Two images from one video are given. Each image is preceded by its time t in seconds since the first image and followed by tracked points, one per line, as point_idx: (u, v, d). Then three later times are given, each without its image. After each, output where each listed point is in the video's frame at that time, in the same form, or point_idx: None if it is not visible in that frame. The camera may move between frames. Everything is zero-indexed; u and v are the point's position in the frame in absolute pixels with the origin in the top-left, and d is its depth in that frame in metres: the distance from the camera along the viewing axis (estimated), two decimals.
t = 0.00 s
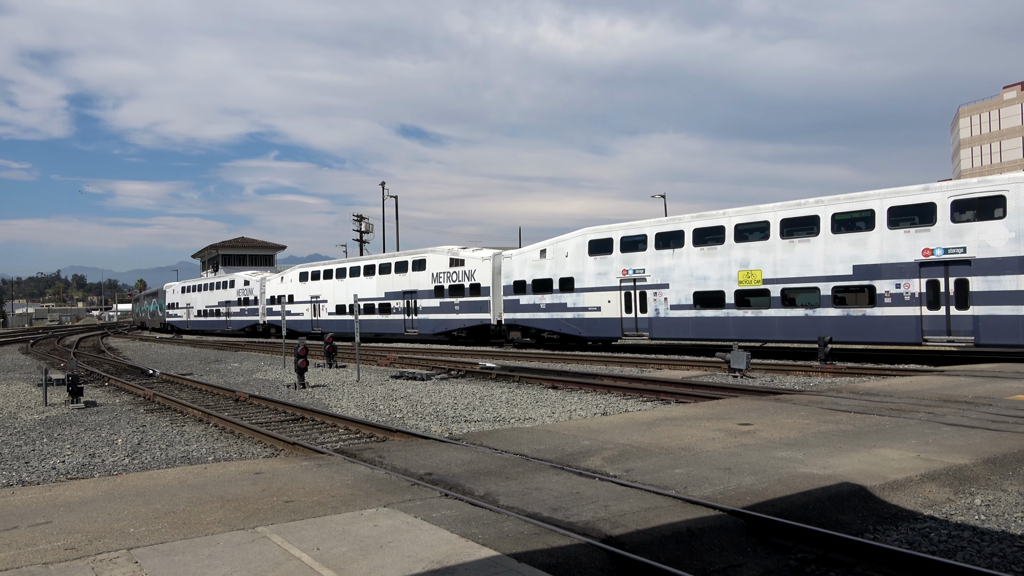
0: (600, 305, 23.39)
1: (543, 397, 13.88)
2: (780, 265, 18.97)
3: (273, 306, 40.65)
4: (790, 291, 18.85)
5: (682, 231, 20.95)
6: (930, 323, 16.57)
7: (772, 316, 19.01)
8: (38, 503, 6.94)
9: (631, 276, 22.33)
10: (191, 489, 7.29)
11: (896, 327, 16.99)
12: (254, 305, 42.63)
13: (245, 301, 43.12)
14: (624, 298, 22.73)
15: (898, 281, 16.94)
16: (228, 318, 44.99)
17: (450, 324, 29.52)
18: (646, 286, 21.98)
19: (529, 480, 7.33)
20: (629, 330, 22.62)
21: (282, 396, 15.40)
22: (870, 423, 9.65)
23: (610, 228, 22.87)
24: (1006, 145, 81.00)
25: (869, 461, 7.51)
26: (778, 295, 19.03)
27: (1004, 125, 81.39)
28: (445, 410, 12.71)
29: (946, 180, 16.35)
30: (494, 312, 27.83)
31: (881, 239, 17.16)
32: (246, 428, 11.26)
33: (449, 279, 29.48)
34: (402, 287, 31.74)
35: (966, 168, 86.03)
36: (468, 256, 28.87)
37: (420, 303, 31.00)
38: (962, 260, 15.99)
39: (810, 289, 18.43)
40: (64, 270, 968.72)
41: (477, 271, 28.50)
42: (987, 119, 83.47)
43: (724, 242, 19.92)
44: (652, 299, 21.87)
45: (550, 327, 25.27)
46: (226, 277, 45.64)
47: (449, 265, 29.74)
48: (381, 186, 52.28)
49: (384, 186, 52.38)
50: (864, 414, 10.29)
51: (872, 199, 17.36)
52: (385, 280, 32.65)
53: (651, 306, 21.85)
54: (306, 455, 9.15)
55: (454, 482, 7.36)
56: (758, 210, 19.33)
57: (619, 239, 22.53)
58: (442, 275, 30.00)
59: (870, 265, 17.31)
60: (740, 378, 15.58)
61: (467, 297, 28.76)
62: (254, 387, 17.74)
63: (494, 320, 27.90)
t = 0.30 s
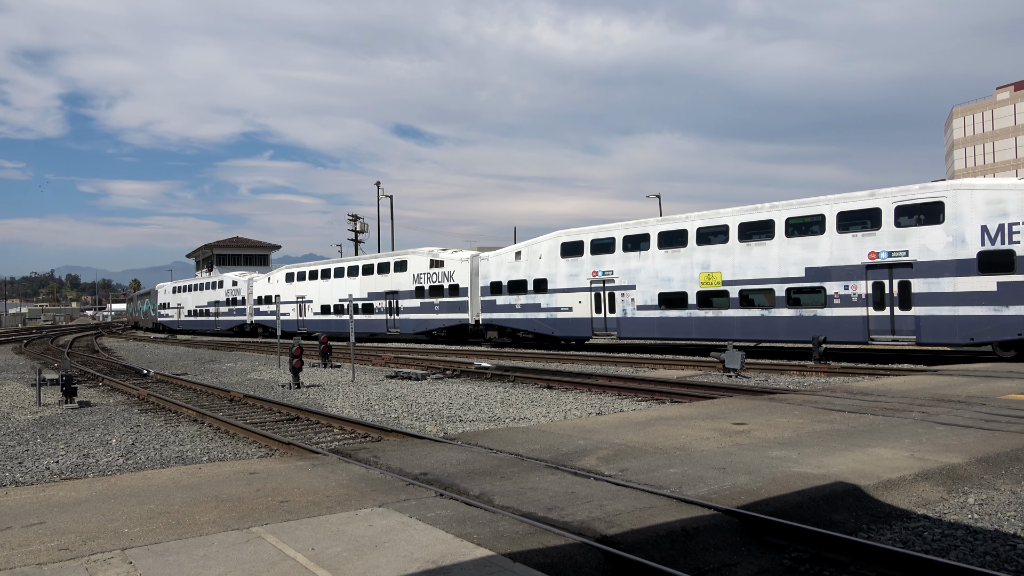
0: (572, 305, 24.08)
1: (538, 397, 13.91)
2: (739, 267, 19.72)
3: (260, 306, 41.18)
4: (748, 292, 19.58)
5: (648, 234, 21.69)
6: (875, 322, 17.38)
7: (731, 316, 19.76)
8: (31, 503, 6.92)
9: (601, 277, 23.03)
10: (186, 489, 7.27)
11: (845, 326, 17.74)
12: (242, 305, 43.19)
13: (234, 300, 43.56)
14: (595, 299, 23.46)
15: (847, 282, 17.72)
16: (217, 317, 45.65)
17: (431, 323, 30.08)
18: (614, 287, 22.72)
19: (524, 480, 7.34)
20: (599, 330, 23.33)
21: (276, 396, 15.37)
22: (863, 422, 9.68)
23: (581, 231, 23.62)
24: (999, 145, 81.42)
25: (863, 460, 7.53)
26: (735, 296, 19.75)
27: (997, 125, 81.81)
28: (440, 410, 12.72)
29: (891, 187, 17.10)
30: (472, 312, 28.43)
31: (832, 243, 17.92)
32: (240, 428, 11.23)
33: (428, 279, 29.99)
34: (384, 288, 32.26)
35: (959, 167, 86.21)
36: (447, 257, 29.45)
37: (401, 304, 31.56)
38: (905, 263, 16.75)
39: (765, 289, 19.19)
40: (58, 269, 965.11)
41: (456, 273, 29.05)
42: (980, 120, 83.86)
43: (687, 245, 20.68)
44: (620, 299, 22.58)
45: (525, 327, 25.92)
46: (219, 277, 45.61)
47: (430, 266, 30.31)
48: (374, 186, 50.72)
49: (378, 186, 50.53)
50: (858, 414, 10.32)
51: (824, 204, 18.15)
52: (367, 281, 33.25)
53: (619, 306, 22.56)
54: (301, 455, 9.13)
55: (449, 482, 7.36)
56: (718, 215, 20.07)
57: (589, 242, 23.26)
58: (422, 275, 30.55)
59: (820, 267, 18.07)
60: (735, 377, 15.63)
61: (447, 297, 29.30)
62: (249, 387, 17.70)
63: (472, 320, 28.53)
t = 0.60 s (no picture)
0: (545, 306, 24.77)
1: (532, 396, 13.92)
2: (699, 269, 20.41)
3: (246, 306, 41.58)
4: (708, 293, 20.27)
5: (616, 237, 22.40)
6: (825, 322, 18.05)
7: (692, 317, 20.48)
8: (24, 504, 6.90)
9: (572, 278, 23.72)
10: (179, 489, 7.25)
11: (798, 325, 18.40)
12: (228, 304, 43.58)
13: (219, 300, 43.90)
14: (567, 299, 24.16)
15: (798, 284, 18.40)
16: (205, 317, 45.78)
17: (411, 323, 30.56)
18: (585, 288, 23.46)
19: (519, 480, 7.34)
20: (571, 329, 24.06)
21: (271, 396, 15.33)
22: (857, 422, 9.70)
23: (553, 234, 24.29)
24: (992, 146, 81.80)
25: (856, 460, 7.55)
26: (697, 296, 20.48)
27: (990, 125, 82.19)
28: (434, 410, 12.71)
29: (840, 193, 17.73)
30: (451, 312, 28.88)
31: (785, 246, 18.59)
32: (234, 428, 11.20)
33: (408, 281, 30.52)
34: (367, 288, 32.78)
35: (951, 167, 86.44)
36: (427, 259, 30.00)
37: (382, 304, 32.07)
38: (852, 266, 17.38)
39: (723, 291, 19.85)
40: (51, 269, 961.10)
41: (436, 274, 29.52)
42: (973, 120, 84.26)
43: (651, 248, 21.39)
44: (590, 300, 23.33)
45: (501, 327, 26.59)
46: (212, 276, 45.58)
47: (410, 267, 30.77)
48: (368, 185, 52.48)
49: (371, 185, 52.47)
50: (851, 413, 10.35)
51: (777, 209, 18.83)
52: (351, 282, 33.81)
53: (589, 306, 23.30)
54: (295, 455, 9.10)
55: (443, 482, 7.35)
56: (680, 218, 20.77)
57: (561, 244, 23.99)
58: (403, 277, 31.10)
59: (774, 269, 18.75)
60: (729, 377, 15.66)
61: (427, 297, 29.87)
62: (243, 387, 17.65)
63: (450, 319, 29.01)
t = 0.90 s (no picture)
0: (519, 306, 25.19)
1: (527, 396, 13.90)
2: (664, 270, 20.90)
3: (234, 306, 42.09)
4: (672, 293, 20.77)
5: (585, 239, 22.86)
6: (780, 322, 18.62)
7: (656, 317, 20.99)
8: (18, 504, 6.87)
9: (544, 279, 24.11)
10: (174, 489, 7.23)
11: (755, 325, 18.97)
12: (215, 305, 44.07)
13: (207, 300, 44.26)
14: (539, 300, 24.54)
15: (755, 285, 18.94)
16: (195, 317, 46.24)
17: (392, 322, 31.08)
18: (556, 289, 23.84)
19: (515, 479, 7.33)
20: (544, 329, 24.45)
21: (266, 396, 15.28)
22: (851, 421, 9.71)
23: (526, 236, 24.72)
24: (985, 146, 82.07)
25: (851, 459, 7.57)
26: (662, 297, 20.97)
27: (984, 126, 82.48)
28: (429, 409, 12.69)
29: (793, 198, 18.25)
30: (430, 312, 29.19)
31: (743, 249, 19.13)
32: (229, 428, 11.18)
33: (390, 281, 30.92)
34: (349, 289, 33.15)
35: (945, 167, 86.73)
36: (407, 260, 30.37)
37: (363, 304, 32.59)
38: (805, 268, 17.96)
39: (685, 292, 20.40)
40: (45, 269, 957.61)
41: (415, 274, 29.92)
42: (967, 121, 84.52)
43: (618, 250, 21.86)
44: (562, 300, 23.71)
45: (478, 326, 27.02)
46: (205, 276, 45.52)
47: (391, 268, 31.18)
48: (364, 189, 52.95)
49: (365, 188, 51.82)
50: (846, 413, 10.36)
51: (736, 213, 19.34)
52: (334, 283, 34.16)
53: (561, 306, 23.69)
54: (290, 455, 9.08)
55: (439, 482, 7.34)
56: (646, 222, 21.26)
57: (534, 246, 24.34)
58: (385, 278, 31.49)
59: (732, 271, 19.28)
60: (724, 376, 15.66)
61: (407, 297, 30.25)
62: (239, 387, 17.59)
63: (429, 319, 29.33)
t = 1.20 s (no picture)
0: (496, 307, 25.64)
1: (524, 396, 13.90)
2: (631, 272, 21.49)
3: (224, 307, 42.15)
4: (639, 294, 21.39)
5: (559, 242, 23.42)
6: (739, 322, 19.24)
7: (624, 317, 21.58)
8: (13, 504, 6.86)
9: (520, 281, 24.59)
10: (169, 489, 7.23)
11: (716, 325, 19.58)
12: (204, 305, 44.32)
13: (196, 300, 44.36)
14: (515, 300, 25.01)
15: (716, 286, 19.57)
16: (185, 317, 46.33)
17: (376, 322, 31.57)
18: (531, 290, 24.30)
19: (512, 480, 7.33)
20: (519, 329, 24.93)
21: (262, 396, 15.25)
22: (847, 421, 9.73)
23: (502, 238, 25.24)
24: (980, 146, 82.29)
25: (847, 459, 7.58)
26: (629, 298, 21.56)
27: (979, 126, 82.71)
28: (426, 410, 12.68)
29: (751, 203, 18.92)
30: (411, 312, 29.60)
31: (705, 251, 19.74)
32: (225, 428, 11.15)
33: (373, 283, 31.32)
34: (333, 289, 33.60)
35: (942, 167, 86.89)
36: (390, 261, 30.79)
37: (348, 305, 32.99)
38: (761, 271, 18.63)
39: (649, 294, 21.02)
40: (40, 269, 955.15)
41: (397, 276, 30.37)
42: (962, 121, 84.76)
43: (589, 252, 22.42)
44: (537, 300, 24.17)
45: (457, 326, 27.41)
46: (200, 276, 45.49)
47: (375, 269, 31.72)
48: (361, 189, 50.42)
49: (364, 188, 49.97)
50: (842, 412, 10.38)
51: (698, 217, 19.96)
52: (320, 283, 34.55)
53: (536, 307, 24.16)
54: (286, 455, 9.05)
55: (435, 482, 7.33)
56: (614, 225, 21.86)
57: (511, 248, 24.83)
58: (369, 278, 31.94)
59: (695, 272, 19.90)
60: (719, 376, 15.68)
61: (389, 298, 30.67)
62: (234, 387, 17.56)
63: (411, 318, 29.68)
